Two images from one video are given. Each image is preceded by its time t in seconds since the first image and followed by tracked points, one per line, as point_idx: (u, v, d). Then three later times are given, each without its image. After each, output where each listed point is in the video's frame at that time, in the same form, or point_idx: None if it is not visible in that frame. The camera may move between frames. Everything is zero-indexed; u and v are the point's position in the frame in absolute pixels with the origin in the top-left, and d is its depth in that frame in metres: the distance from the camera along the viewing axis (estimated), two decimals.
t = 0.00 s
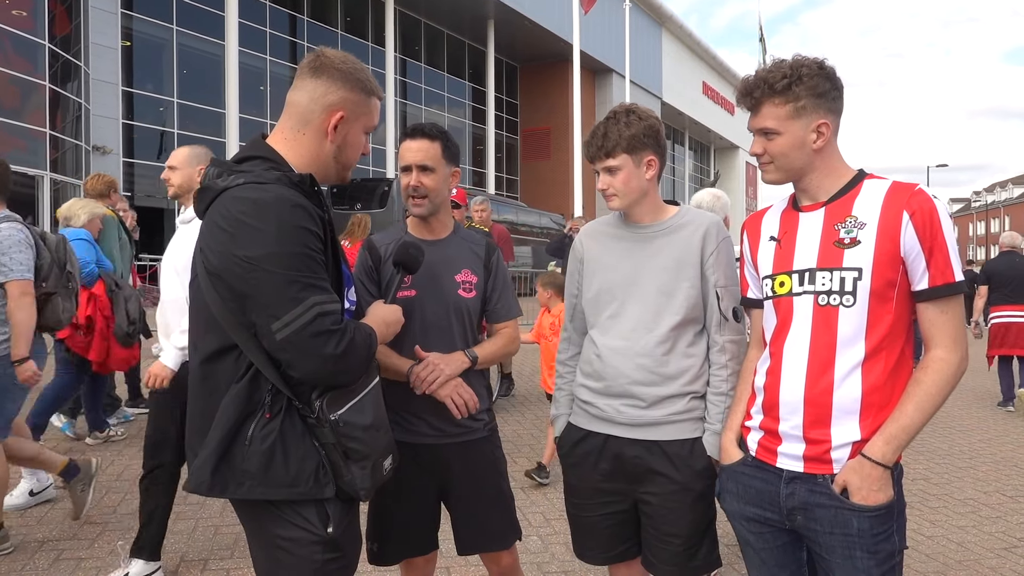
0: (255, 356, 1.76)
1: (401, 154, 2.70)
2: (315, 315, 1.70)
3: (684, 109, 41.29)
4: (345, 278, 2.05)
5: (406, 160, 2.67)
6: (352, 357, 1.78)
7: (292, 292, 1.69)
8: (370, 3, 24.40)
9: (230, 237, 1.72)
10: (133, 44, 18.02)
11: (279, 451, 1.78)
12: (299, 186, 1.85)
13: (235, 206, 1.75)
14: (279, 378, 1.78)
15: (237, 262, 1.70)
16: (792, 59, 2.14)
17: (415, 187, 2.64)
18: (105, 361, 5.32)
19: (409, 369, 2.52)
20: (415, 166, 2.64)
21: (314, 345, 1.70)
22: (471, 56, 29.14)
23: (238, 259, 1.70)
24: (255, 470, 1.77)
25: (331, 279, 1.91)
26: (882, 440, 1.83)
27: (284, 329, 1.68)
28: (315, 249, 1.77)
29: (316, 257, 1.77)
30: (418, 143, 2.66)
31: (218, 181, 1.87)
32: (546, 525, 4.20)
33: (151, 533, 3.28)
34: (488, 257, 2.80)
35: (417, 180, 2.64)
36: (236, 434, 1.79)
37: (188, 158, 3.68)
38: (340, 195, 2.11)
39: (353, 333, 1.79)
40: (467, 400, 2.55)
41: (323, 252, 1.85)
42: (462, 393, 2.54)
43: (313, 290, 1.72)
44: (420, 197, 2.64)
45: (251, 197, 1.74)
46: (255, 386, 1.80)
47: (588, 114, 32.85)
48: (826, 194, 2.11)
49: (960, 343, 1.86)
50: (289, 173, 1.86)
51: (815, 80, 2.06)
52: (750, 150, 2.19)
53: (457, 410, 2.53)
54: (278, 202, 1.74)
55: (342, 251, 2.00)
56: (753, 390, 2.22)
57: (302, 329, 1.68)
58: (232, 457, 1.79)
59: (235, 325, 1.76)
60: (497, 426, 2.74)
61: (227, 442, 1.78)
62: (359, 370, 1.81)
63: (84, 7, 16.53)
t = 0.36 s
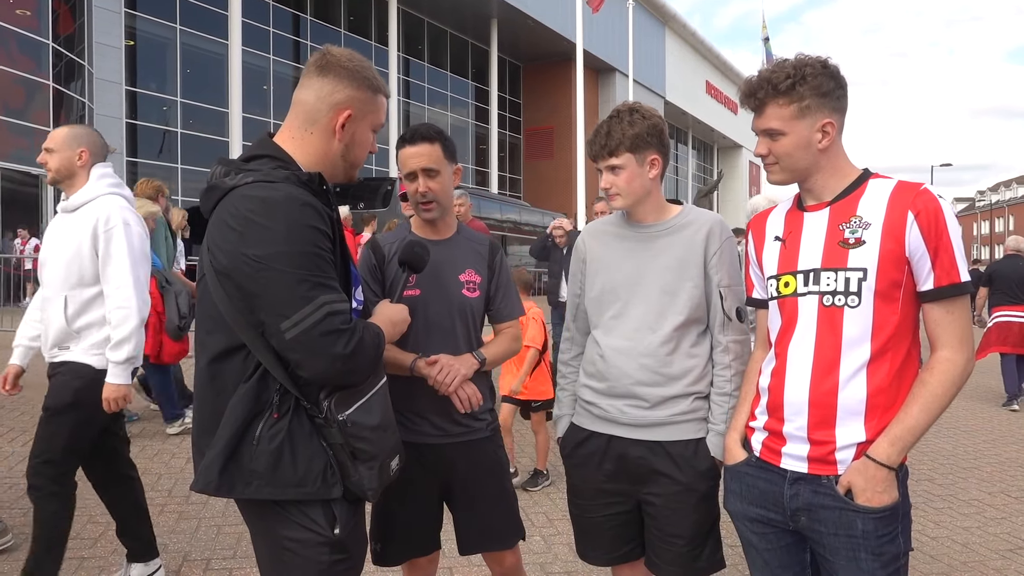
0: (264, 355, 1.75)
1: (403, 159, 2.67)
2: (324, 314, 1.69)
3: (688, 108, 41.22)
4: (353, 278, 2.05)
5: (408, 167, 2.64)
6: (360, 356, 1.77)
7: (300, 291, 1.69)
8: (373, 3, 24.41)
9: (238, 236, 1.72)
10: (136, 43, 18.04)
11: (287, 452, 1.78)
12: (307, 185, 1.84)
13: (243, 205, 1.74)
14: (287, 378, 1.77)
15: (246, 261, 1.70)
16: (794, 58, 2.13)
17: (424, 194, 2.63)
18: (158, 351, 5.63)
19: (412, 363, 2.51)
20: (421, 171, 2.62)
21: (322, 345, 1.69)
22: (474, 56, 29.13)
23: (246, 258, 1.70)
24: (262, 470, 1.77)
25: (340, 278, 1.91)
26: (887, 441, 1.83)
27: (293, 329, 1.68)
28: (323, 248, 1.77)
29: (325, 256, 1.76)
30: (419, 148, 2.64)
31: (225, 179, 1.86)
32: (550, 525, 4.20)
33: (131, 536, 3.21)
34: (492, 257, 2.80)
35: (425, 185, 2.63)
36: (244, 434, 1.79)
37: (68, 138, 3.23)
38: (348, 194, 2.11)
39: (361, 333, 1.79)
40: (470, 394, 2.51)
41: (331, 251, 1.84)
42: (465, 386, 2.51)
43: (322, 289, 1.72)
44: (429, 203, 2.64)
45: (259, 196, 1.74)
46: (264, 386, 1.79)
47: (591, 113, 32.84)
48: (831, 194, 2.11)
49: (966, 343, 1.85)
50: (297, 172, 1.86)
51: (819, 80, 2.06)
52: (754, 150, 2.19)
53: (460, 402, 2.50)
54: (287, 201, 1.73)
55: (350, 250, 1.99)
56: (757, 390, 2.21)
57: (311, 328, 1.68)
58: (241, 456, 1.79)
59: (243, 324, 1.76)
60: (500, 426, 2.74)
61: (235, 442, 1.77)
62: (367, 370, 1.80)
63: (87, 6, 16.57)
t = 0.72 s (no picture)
0: (270, 355, 1.75)
1: (408, 156, 2.67)
2: (332, 315, 1.69)
3: (693, 108, 41.12)
4: (359, 279, 2.05)
5: (412, 164, 2.64)
6: (367, 358, 1.77)
7: (309, 292, 1.69)
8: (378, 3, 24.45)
9: (247, 236, 1.72)
10: (142, 44, 18.13)
11: (294, 452, 1.78)
12: (316, 186, 1.84)
13: (251, 205, 1.75)
14: (294, 378, 1.78)
15: (254, 261, 1.70)
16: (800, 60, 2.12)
17: (426, 191, 2.63)
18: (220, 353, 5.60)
19: (415, 371, 2.52)
20: (425, 170, 2.62)
21: (329, 345, 1.69)
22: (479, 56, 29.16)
23: (254, 258, 1.70)
24: (269, 471, 1.77)
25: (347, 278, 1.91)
26: (892, 442, 1.82)
27: (301, 330, 1.68)
28: (331, 249, 1.77)
29: (332, 256, 1.77)
30: (424, 145, 2.64)
31: (233, 179, 1.87)
32: (554, 526, 4.20)
33: None
34: (495, 257, 2.80)
35: (427, 183, 2.62)
36: (251, 435, 1.79)
37: None
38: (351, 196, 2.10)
39: (369, 335, 1.79)
40: (474, 400, 2.55)
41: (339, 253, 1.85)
42: (469, 395, 2.54)
43: (330, 290, 1.72)
44: (430, 200, 2.64)
45: (267, 196, 1.74)
46: (270, 387, 1.79)
47: (596, 113, 32.80)
48: (837, 195, 2.09)
49: (972, 343, 1.84)
50: (305, 172, 1.86)
51: (830, 80, 2.05)
52: (770, 158, 2.14)
53: (465, 412, 2.54)
54: (294, 201, 1.74)
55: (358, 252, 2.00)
56: (761, 392, 2.20)
57: (318, 328, 1.68)
58: (247, 457, 1.79)
59: (250, 324, 1.76)
60: (505, 426, 2.74)
61: (242, 443, 1.78)
62: (374, 371, 1.80)
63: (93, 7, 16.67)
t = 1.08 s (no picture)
0: (269, 355, 1.75)
1: (410, 156, 2.67)
2: (331, 314, 1.69)
3: (694, 108, 41.08)
4: (358, 280, 2.04)
5: (415, 162, 2.64)
6: (365, 357, 1.77)
7: (308, 291, 1.69)
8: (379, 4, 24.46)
9: (246, 235, 1.72)
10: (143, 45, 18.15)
11: (292, 451, 1.78)
12: (316, 186, 1.84)
13: (251, 204, 1.75)
14: (293, 377, 1.77)
15: (253, 260, 1.70)
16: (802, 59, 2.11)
17: (426, 190, 2.63)
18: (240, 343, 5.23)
19: (408, 367, 2.51)
20: (426, 169, 2.62)
21: (328, 344, 1.69)
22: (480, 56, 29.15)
23: (253, 257, 1.70)
24: (267, 470, 1.76)
25: (346, 278, 1.91)
26: (893, 441, 1.81)
27: (299, 329, 1.67)
28: (331, 249, 1.77)
29: (332, 255, 1.76)
30: (427, 144, 2.63)
31: (233, 179, 1.86)
32: (555, 527, 4.19)
33: None
34: (496, 258, 2.79)
35: (427, 182, 2.62)
36: (249, 434, 1.79)
37: None
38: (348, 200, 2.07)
39: (367, 334, 1.78)
40: (466, 392, 2.51)
41: (339, 253, 1.84)
42: (462, 387, 2.51)
43: (328, 289, 1.72)
44: (429, 199, 2.63)
45: (267, 195, 1.74)
46: (268, 386, 1.79)
47: (597, 114, 32.81)
48: (837, 194, 2.09)
49: (973, 342, 1.83)
50: (305, 172, 1.86)
51: (832, 78, 2.04)
52: (773, 157, 2.13)
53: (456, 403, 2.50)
54: (294, 200, 1.74)
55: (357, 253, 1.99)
56: (761, 392, 2.20)
57: (318, 328, 1.67)
58: (245, 456, 1.79)
59: (249, 324, 1.75)
60: (506, 426, 2.73)
61: (240, 442, 1.77)
62: (373, 371, 1.80)
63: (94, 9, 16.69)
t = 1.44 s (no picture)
0: (261, 349, 1.74)
1: (406, 152, 2.66)
2: (323, 308, 1.68)
3: (691, 104, 41.03)
4: (351, 274, 2.03)
5: (411, 159, 2.63)
6: (357, 351, 1.76)
7: (300, 285, 1.68)
8: None
9: (239, 229, 1.71)
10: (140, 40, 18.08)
11: (284, 445, 1.77)
12: (309, 180, 1.83)
13: (244, 198, 1.73)
14: (284, 372, 1.76)
15: (245, 254, 1.68)
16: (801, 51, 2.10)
17: (422, 187, 2.62)
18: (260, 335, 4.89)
19: (409, 361, 2.50)
20: (422, 166, 2.61)
21: (320, 339, 1.68)
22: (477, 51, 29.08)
23: (246, 251, 1.68)
24: (258, 464, 1.76)
25: (338, 273, 1.90)
26: (891, 437, 1.81)
27: (291, 323, 1.66)
28: (323, 243, 1.76)
29: (324, 250, 1.75)
30: (423, 141, 2.62)
31: (227, 173, 1.85)
32: (553, 522, 4.19)
33: None
34: (493, 252, 2.78)
35: (424, 179, 2.61)
36: (241, 427, 1.78)
37: None
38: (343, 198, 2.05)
39: (359, 329, 1.77)
40: (467, 390, 2.51)
41: (331, 247, 1.83)
42: (463, 383, 2.50)
43: (320, 284, 1.71)
44: (426, 196, 2.63)
45: (260, 190, 1.73)
46: (260, 380, 1.78)
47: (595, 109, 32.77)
48: (834, 189, 2.08)
49: (969, 338, 1.83)
50: (299, 167, 1.86)
51: (832, 70, 2.04)
52: (774, 151, 2.11)
53: (457, 398, 2.49)
54: (288, 195, 1.73)
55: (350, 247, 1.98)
56: (758, 387, 2.20)
57: (310, 322, 1.66)
58: (237, 451, 1.78)
59: (241, 318, 1.75)
60: (503, 422, 2.73)
61: (232, 436, 1.76)
62: (365, 366, 1.79)
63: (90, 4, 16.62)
